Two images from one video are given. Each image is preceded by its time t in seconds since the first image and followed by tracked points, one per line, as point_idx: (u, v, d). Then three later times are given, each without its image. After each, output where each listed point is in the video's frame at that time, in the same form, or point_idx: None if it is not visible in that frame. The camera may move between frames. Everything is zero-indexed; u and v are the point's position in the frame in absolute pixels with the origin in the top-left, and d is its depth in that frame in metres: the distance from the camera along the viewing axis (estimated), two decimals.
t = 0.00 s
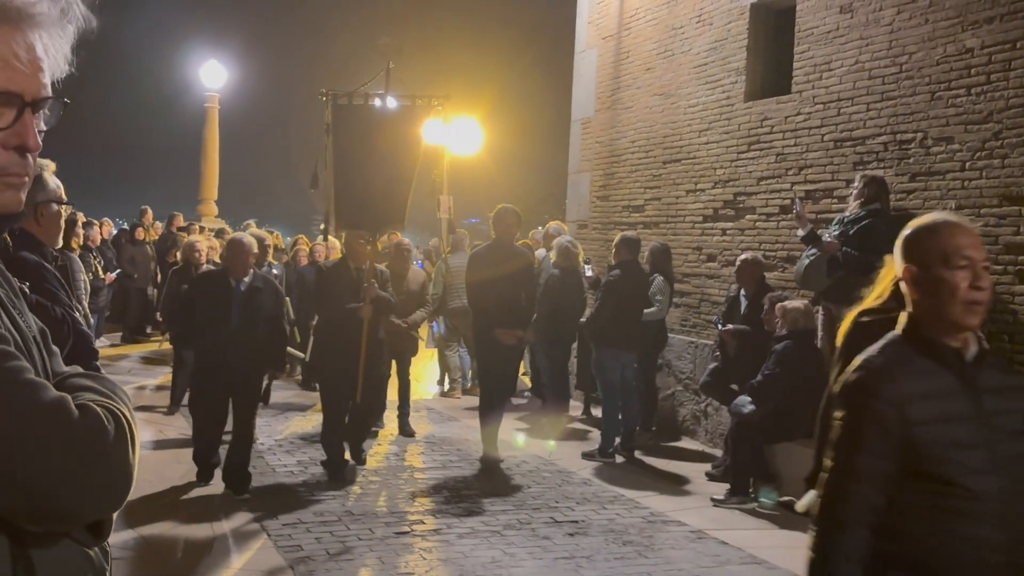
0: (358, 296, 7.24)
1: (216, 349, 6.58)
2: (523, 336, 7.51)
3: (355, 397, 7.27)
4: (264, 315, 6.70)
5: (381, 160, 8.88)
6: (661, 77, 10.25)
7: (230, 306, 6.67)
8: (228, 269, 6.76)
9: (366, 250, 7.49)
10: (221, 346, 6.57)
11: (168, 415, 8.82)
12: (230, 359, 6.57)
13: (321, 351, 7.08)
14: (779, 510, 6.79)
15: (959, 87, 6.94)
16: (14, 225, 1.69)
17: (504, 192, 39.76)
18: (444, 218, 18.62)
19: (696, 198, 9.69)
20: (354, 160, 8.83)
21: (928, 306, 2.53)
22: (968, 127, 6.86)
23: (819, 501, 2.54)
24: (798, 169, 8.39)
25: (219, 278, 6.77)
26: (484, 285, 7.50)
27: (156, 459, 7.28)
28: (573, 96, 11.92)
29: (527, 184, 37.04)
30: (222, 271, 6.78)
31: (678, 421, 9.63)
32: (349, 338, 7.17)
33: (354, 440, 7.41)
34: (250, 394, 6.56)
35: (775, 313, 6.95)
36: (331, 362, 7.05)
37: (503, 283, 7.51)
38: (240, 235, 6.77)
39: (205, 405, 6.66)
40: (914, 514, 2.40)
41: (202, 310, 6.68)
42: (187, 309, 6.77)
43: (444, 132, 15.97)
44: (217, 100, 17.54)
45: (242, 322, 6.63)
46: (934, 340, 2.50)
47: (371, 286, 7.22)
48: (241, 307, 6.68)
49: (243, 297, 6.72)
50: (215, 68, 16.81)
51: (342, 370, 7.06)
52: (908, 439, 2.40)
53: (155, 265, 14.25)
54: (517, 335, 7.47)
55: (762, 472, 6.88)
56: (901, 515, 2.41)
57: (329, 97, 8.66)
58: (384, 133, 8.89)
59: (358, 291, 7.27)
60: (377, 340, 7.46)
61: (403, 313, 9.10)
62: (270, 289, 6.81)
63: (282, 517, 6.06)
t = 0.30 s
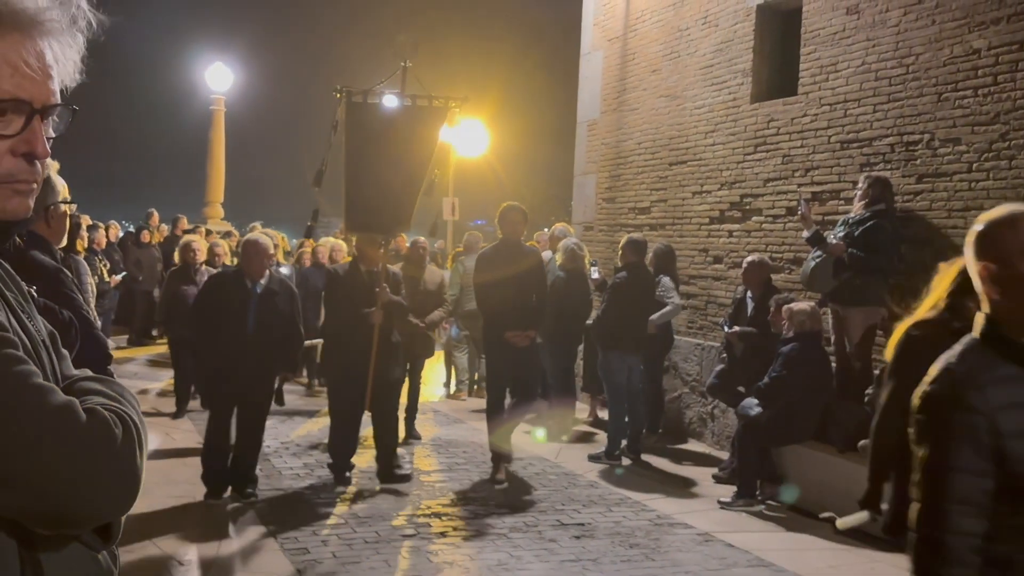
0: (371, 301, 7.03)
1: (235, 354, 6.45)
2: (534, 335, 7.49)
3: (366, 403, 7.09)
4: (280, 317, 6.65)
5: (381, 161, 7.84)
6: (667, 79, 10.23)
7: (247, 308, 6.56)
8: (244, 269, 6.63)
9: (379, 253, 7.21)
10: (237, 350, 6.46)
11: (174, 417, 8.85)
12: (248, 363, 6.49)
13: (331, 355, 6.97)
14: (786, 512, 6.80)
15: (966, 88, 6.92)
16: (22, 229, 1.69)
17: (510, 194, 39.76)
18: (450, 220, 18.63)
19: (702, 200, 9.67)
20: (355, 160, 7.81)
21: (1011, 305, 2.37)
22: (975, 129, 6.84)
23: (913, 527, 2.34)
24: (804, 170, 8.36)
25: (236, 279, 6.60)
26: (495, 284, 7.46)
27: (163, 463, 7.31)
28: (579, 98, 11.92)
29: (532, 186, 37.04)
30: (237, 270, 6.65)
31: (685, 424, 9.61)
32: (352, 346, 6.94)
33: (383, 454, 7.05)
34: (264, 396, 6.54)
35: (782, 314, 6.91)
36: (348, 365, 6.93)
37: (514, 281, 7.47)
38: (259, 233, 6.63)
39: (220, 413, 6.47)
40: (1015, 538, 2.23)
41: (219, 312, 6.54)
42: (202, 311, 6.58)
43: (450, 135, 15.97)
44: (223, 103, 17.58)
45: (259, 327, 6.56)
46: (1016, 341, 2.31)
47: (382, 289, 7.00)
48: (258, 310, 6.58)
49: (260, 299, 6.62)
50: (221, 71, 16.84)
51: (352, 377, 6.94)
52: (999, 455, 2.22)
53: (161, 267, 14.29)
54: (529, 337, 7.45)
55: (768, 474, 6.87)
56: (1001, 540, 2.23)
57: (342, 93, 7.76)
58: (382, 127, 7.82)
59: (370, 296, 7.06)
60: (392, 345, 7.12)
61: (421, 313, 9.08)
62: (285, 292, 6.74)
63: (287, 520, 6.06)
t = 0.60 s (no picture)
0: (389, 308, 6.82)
1: (240, 364, 6.24)
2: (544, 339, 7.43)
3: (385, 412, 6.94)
4: (284, 322, 6.45)
5: (398, 164, 7.60)
6: (668, 81, 10.24)
7: (249, 318, 6.37)
8: (244, 278, 6.46)
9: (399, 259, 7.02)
10: (242, 360, 6.25)
11: (176, 420, 8.86)
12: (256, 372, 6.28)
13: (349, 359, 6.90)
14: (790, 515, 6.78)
15: (967, 90, 6.91)
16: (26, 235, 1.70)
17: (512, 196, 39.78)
18: (451, 223, 18.64)
19: (703, 202, 9.68)
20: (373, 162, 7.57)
21: None
22: (977, 130, 6.83)
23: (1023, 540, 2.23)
24: (806, 172, 8.36)
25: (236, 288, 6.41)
26: (510, 284, 7.41)
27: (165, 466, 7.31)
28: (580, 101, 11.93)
29: (534, 189, 37.06)
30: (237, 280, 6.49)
31: (688, 426, 9.62)
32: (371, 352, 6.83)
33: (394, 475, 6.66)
34: (274, 405, 6.31)
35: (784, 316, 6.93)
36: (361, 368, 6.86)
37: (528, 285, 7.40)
38: (255, 241, 6.49)
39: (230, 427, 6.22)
40: None
41: (220, 324, 6.34)
42: (203, 325, 6.39)
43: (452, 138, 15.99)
44: (225, 106, 17.59)
45: (264, 336, 6.35)
46: None
47: (399, 297, 6.78)
48: (262, 318, 6.38)
49: (262, 305, 6.42)
50: (223, 74, 16.86)
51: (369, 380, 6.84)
52: None
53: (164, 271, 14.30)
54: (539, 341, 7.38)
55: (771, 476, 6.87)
56: None
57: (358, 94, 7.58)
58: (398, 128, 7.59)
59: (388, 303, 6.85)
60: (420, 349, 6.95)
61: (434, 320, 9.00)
62: (289, 297, 6.56)
63: (290, 523, 6.06)
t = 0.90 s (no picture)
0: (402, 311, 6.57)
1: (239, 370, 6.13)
2: (559, 350, 6.97)
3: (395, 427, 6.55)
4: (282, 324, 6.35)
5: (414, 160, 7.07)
6: (667, 84, 10.27)
7: (246, 322, 6.22)
8: (237, 281, 6.26)
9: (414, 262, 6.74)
10: (241, 365, 6.13)
11: (177, 424, 8.89)
12: (255, 378, 6.17)
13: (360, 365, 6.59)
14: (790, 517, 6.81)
15: (965, 92, 6.94)
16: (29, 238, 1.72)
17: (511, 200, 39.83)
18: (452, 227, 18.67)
19: (703, 205, 9.70)
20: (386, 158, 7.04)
21: None
22: (975, 133, 6.86)
23: None
24: (805, 175, 8.39)
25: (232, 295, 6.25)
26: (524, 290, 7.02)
27: (167, 471, 7.33)
28: (580, 105, 11.97)
29: (534, 192, 37.09)
30: (230, 283, 6.30)
31: (688, 428, 9.64)
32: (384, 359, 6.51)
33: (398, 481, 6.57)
34: (275, 410, 6.23)
35: (783, 320, 6.98)
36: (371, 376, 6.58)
37: (550, 290, 7.01)
38: (248, 243, 6.32)
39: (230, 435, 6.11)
40: None
41: (215, 330, 6.20)
42: (196, 330, 6.22)
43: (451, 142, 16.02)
44: (225, 110, 17.62)
45: (263, 340, 6.24)
46: None
47: (413, 298, 6.53)
48: (258, 321, 6.26)
49: (258, 309, 6.30)
50: (223, 78, 16.89)
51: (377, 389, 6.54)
52: None
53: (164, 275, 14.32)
54: (554, 352, 6.93)
55: (770, 478, 6.91)
56: None
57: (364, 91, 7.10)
58: (411, 122, 7.09)
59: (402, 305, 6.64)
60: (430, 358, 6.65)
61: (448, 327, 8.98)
62: (284, 297, 6.47)
63: (292, 525, 6.09)
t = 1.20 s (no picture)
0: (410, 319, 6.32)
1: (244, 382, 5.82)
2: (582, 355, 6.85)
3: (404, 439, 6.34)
4: (290, 335, 6.02)
5: (429, 164, 6.68)
6: (665, 89, 10.30)
7: (254, 333, 5.92)
8: (247, 288, 5.95)
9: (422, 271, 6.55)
10: (247, 378, 5.82)
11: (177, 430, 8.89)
12: (261, 391, 5.84)
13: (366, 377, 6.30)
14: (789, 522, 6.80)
15: (962, 97, 6.97)
16: (30, 243, 1.73)
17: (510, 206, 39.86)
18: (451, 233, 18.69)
19: (701, 210, 9.72)
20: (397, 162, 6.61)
21: None
22: (972, 137, 6.89)
23: None
24: (802, 180, 8.42)
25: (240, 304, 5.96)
26: (540, 294, 6.87)
27: (166, 476, 7.34)
28: (578, 110, 12.01)
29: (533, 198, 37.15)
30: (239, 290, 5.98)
31: (686, 433, 9.66)
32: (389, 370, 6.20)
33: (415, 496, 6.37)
34: (284, 425, 5.89)
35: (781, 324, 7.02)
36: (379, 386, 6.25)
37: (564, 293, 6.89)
38: (260, 249, 5.99)
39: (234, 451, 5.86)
40: None
41: (220, 340, 5.90)
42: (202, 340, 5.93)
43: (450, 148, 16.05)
44: (225, 117, 17.65)
45: (270, 352, 5.91)
46: None
47: (423, 308, 6.23)
48: (266, 331, 5.93)
49: (267, 319, 5.98)
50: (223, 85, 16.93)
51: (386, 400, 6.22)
52: None
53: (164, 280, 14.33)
54: (577, 356, 6.81)
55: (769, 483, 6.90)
56: None
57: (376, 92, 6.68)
58: (424, 125, 6.68)
59: (410, 314, 6.38)
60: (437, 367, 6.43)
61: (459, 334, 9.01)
62: (295, 308, 6.12)
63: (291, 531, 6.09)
